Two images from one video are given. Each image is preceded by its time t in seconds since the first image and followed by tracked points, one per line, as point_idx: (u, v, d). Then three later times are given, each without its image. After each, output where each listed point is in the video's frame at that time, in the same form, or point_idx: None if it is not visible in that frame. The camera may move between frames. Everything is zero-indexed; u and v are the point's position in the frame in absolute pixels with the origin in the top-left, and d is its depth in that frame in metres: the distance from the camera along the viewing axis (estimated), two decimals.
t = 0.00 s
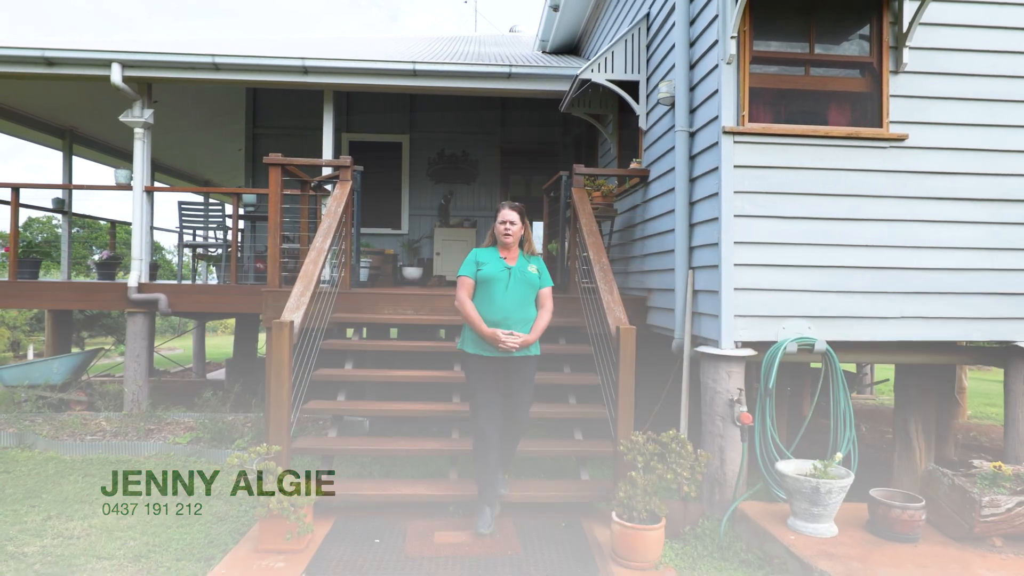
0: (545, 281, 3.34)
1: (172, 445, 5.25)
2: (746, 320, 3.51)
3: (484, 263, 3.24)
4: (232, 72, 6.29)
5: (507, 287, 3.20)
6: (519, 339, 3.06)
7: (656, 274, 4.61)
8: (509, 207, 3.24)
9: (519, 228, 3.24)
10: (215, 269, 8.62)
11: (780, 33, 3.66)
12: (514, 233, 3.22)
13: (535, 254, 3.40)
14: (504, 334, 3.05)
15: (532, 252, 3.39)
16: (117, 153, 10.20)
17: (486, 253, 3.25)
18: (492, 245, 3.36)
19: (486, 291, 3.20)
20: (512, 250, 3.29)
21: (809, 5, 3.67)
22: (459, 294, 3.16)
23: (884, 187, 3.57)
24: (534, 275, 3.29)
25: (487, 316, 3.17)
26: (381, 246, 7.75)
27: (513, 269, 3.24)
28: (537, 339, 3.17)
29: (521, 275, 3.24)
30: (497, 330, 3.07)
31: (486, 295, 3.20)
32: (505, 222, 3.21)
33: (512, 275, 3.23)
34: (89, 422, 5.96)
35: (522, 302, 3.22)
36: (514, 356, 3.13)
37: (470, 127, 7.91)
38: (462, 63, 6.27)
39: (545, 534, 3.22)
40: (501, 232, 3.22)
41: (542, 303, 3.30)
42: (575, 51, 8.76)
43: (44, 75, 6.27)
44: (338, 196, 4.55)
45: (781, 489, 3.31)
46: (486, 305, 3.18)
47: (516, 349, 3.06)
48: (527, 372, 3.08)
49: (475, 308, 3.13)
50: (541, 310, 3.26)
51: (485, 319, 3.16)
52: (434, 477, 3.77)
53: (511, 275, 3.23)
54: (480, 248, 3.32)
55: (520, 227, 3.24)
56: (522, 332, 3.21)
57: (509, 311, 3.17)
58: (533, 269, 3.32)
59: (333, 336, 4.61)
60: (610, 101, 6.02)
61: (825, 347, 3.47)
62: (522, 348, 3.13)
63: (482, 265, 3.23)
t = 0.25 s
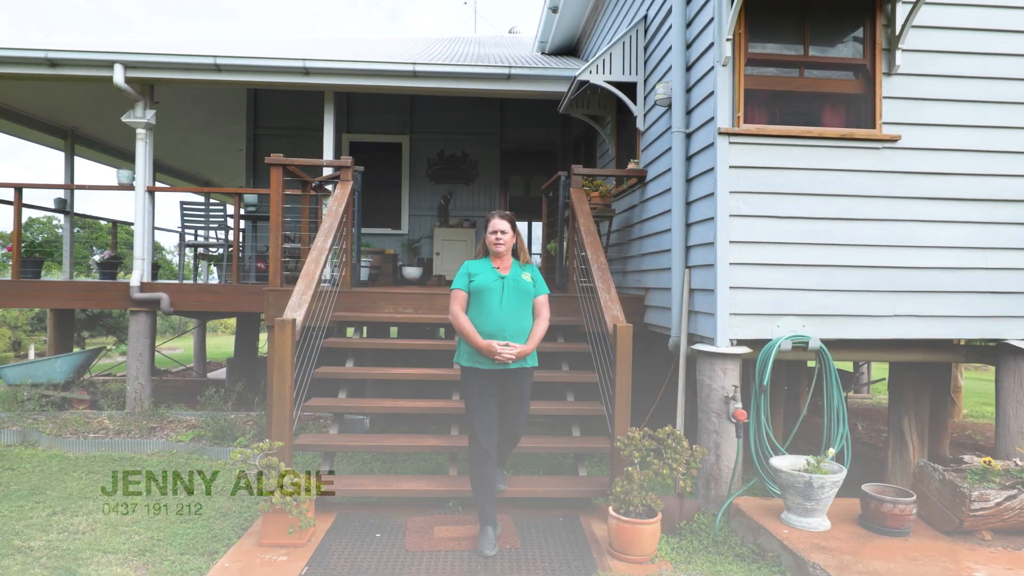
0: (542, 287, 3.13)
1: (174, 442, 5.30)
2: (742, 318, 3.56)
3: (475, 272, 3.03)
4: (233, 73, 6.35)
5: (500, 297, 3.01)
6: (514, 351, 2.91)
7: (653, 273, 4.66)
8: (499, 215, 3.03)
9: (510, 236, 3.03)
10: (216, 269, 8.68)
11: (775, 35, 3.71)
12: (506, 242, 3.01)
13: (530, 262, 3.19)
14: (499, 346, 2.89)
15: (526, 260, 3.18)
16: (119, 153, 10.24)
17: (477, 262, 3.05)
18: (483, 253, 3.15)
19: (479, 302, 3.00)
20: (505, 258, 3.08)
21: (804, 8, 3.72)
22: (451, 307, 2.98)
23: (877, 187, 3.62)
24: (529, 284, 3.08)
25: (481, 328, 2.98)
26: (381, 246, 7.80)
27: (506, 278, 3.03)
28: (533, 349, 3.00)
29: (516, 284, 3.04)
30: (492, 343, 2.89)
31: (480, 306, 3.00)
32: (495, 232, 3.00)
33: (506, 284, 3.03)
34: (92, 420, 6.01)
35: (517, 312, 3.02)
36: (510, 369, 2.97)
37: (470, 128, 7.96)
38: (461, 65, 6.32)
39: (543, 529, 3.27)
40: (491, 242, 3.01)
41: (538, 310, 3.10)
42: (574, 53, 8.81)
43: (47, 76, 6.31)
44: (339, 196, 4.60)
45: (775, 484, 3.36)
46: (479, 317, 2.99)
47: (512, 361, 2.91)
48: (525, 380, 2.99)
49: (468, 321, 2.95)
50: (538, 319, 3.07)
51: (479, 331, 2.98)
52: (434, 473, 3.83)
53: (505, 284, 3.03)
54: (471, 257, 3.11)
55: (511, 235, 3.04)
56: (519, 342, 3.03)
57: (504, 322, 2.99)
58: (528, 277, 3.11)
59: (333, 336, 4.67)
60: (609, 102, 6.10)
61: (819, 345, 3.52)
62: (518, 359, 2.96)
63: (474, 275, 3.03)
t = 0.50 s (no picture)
0: (537, 300, 3.01)
1: (177, 440, 5.36)
2: (737, 316, 3.62)
3: (472, 281, 2.90)
4: (235, 74, 6.40)
5: (495, 307, 2.87)
6: (507, 361, 2.76)
7: (650, 272, 4.72)
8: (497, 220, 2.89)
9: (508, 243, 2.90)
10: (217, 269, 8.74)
11: (770, 38, 3.77)
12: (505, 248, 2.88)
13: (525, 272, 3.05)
14: (491, 357, 2.75)
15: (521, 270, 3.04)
16: (120, 154, 10.30)
17: (473, 271, 2.92)
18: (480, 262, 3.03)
19: (474, 312, 2.87)
20: (501, 267, 2.95)
21: (799, 11, 3.77)
22: (444, 315, 2.84)
23: (870, 188, 3.68)
24: (525, 295, 2.95)
25: (475, 339, 2.85)
26: (381, 246, 7.86)
27: (503, 288, 2.90)
28: (527, 362, 2.85)
29: (512, 295, 2.91)
30: (485, 353, 2.75)
31: (474, 316, 2.87)
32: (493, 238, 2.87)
33: (503, 294, 2.89)
34: (96, 418, 6.06)
35: (512, 323, 2.89)
36: (503, 380, 2.81)
37: (470, 129, 8.01)
38: (461, 66, 6.37)
39: (541, 523, 3.34)
40: (484, 255, 2.88)
41: (533, 324, 2.97)
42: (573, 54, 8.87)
43: (51, 77, 6.36)
44: (340, 196, 4.65)
45: (769, 479, 3.42)
46: (474, 327, 2.85)
47: (505, 372, 2.76)
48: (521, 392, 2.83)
49: (461, 330, 2.81)
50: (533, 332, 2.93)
51: (472, 342, 2.84)
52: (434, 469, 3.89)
53: (500, 294, 2.89)
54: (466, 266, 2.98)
55: (504, 245, 2.89)
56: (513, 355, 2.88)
57: (499, 333, 2.85)
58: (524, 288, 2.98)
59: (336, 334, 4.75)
60: (607, 103, 6.19)
61: (813, 343, 3.57)
62: (512, 372, 2.82)
63: (470, 283, 2.90)
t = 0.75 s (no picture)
0: (533, 296, 2.94)
1: (180, 437, 5.42)
2: (732, 315, 3.69)
3: (463, 280, 2.88)
4: (237, 75, 6.46)
5: (488, 307, 2.84)
6: (499, 365, 2.73)
7: (647, 271, 4.78)
8: (489, 216, 2.84)
9: (501, 240, 2.85)
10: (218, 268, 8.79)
11: (765, 41, 3.82)
12: (496, 246, 2.83)
13: (522, 267, 3.01)
14: (481, 360, 2.73)
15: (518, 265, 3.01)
16: (122, 154, 10.35)
17: (465, 270, 2.91)
18: (474, 259, 2.99)
19: (466, 312, 2.86)
20: (494, 265, 2.91)
21: (793, 14, 3.82)
22: (437, 317, 2.87)
23: (862, 189, 3.75)
24: (519, 293, 2.90)
25: (466, 340, 2.84)
26: (381, 245, 7.92)
27: (494, 287, 2.86)
28: (521, 362, 2.80)
29: (503, 294, 2.86)
30: (475, 356, 2.73)
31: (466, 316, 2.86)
32: (485, 235, 2.83)
33: (494, 294, 2.86)
34: (99, 417, 6.12)
35: (505, 322, 2.86)
36: (495, 382, 2.79)
37: (469, 129, 8.07)
38: (461, 68, 6.43)
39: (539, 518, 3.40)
40: (481, 246, 2.84)
41: (528, 320, 2.91)
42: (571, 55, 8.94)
43: (54, 79, 6.42)
44: (341, 197, 4.71)
45: (763, 475, 3.48)
46: (465, 329, 2.85)
47: (496, 375, 2.74)
48: (514, 389, 2.79)
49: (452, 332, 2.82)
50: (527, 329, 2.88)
51: (464, 343, 2.83)
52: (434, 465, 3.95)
53: (492, 293, 2.86)
54: (460, 264, 2.96)
55: (502, 238, 2.86)
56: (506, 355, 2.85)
57: (489, 333, 2.82)
58: (518, 285, 2.92)
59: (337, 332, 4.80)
60: (605, 105, 6.25)
61: (806, 341, 3.63)
62: (505, 372, 2.78)
63: (461, 283, 2.88)
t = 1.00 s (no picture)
0: (528, 293, 2.89)
1: (183, 435, 5.48)
2: (726, 314, 3.75)
3: (456, 281, 2.89)
4: (239, 77, 6.52)
5: (480, 307, 2.81)
6: (490, 364, 2.69)
7: (645, 271, 4.85)
8: (482, 214, 2.83)
9: (495, 238, 2.83)
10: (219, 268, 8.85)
11: (760, 44, 3.89)
12: (490, 244, 2.82)
13: (518, 264, 2.96)
14: (471, 360, 2.70)
15: (515, 262, 2.97)
16: (124, 155, 10.41)
17: (459, 271, 2.91)
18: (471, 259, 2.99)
19: (459, 313, 2.86)
20: (487, 264, 2.90)
21: (787, 18, 3.89)
22: (434, 320, 2.91)
23: (855, 189, 3.81)
24: (512, 291, 2.86)
25: (460, 341, 2.83)
26: (381, 246, 7.98)
27: (486, 286, 2.84)
28: (515, 360, 2.75)
29: (495, 292, 2.83)
30: (465, 356, 2.72)
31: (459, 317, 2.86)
32: (479, 234, 2.82)
33: (485, 293, 2.83)
34: (102, 415, 6.17)
35: (498, 321, 2.82)
36: (489, 382, 2.76)
37: (468, 130, 8.14)
38: (461, 69, 6.49)
39: (537, 512, 3.47)
40: (475, 245, 2.83)
41: (524, 318, 2.86)
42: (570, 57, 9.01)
43: (58, 80, 6.48)
44: (342, 197, 4.78)
45: (757, 470, 3.55)
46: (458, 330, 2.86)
47: (488, 375, 2.69)
48: (509, 388, 2.77)
49: (445, 333, 2.83)
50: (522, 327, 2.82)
51: (457, 344, 2.83)
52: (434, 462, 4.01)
53: (485, 292, 2.83)
54: (456, 265, 2.97)
55: (497, 236, 2.84)
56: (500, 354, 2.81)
57: (482, 334, 2.80)
58: (511, 283, 2.88)
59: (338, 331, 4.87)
60: (604, 106, 6.33)
61: (800, 339, 3.70)
62: (499, 372, 2.74)
63: (456, 284, 2.89)
